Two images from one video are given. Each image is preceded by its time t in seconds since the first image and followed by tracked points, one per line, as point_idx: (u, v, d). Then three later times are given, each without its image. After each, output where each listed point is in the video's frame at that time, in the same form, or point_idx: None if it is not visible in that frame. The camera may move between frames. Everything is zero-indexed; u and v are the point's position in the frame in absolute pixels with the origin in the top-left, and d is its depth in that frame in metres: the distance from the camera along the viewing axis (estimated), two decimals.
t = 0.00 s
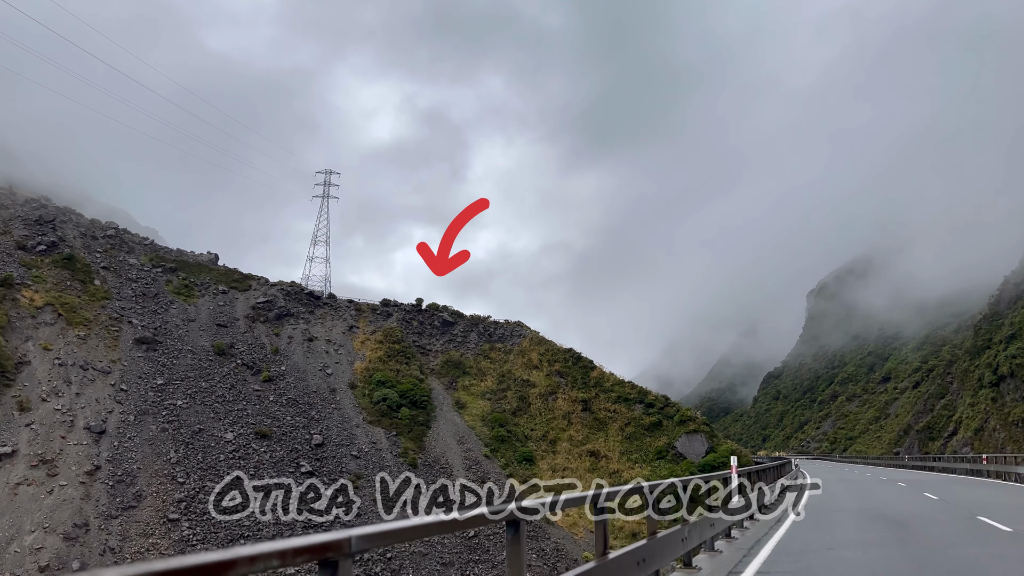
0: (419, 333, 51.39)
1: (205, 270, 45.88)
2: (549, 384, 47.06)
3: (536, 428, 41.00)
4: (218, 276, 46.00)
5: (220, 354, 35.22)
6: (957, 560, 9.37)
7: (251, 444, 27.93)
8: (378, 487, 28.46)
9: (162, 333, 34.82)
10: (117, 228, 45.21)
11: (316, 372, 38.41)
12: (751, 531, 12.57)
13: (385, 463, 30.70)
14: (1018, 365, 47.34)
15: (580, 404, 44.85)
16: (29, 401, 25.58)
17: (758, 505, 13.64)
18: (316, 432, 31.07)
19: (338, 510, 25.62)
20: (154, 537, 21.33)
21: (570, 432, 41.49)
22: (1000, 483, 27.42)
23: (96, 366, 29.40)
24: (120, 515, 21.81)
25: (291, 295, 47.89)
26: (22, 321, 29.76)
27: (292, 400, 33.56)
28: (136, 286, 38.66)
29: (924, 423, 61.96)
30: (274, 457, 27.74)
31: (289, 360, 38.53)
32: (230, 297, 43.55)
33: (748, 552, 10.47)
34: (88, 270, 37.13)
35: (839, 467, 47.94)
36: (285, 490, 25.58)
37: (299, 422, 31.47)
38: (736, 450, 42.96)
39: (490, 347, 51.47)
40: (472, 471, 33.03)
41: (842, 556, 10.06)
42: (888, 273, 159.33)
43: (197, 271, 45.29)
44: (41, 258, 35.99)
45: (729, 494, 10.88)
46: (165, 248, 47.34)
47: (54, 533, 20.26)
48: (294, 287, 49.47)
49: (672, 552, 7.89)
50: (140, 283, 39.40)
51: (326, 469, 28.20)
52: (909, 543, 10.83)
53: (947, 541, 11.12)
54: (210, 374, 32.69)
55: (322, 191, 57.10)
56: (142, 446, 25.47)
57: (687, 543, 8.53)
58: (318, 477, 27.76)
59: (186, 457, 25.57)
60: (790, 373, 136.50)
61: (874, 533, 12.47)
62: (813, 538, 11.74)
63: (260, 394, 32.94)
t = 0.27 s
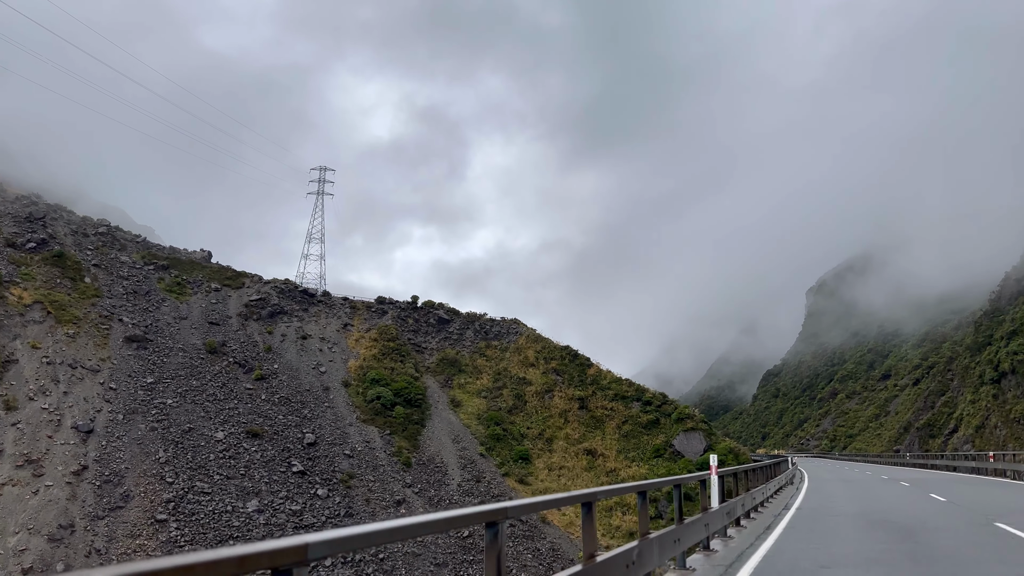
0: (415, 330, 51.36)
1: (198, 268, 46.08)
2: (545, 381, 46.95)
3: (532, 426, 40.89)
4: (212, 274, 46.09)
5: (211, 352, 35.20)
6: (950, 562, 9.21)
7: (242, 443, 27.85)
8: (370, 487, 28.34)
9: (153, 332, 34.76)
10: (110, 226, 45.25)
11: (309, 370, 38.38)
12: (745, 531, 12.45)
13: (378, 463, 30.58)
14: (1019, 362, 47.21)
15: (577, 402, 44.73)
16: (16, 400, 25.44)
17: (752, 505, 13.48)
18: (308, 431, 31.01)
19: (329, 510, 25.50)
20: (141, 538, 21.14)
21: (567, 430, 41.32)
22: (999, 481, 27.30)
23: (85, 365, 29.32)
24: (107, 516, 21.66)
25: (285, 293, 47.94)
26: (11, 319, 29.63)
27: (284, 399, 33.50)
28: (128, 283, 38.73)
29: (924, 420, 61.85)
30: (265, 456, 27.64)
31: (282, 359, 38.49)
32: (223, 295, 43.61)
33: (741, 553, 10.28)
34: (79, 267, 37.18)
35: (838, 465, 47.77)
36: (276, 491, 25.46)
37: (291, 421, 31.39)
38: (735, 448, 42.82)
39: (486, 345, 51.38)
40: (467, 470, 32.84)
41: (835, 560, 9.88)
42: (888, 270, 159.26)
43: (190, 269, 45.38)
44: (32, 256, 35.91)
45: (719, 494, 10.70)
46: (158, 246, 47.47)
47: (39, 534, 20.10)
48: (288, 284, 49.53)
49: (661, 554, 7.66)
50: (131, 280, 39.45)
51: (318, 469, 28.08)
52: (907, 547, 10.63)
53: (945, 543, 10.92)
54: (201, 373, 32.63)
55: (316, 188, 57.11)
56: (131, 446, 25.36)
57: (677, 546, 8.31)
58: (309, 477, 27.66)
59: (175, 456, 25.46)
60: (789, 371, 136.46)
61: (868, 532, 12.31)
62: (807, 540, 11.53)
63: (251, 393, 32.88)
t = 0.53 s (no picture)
0: (410, 327, 51.29)
1: (190, 265, 46.15)
2: (542, 379, 46.84)
3: (528, 424, 40.78)
4: (204, 272, 46.10)
5: (203, 350, 35.15)
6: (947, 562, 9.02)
7: (232, 442, 27.71)
8: (363, 486, 28.20)
9: (143, 330, 34.65)
10: (101, 224, 45.19)
11: (302, 367, 38.31)
12: (740, 531, 12.31)
13: (372, 462, 30.42)
14: (1020, 357, 47.09)
15: (574, 400, 44.61)
16: (2, 399, 25.28)
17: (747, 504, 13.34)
18: (301, 430, 30.91)
19: (321, 510, 25.32)
20: (128, 539, 20.95)
21: (564, 428, 41.17)
22: (999, 478, 27.17)
23: (73, 363, 29.20)
24: (94, 517, 21.48)
25: (278, 291, 47.96)
26: None
27: (276, 397, 33.39)
28: (119, 281, 38.73)
29: (924, 417, 61.78)
30: (256, 455, 27.50)
31: (275, 356, 38.43)
32: (215, 293, 43.56)
33: (735, 556, 9.98)
34: (69, 265, 37.16)
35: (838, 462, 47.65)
36: (267, 490, 25.31)
37: (283, 420, 31.26)
38: (733, 445, 42.71)
39: (482, 342, 51.28)
40: (462, 469, 32.65)
41: (838, 563, 9.60)
42: (888, 266, 159.18)
43: (182, 266, 45.38)
44: (21, 255, 35.84)
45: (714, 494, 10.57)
46: (150, 243, 47.50)
47: (23, 536, 19.90)
48: (281, 282, 49.56)
49: (651, 555, 7.29)
50: (122, 278, 39.45)
51: (310, 468, 27.93)
52: (907, 551, 10.42)
53: (945, 547, 10.73)
54: (192, 371, 32.51)
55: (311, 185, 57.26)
56: (119, 445, 25.23)
57: (670, 548, 7.96)
58: (301, 477, 27.50)
59: (164, 456, 25.30)
60: (789, 368, 136.44)
61: (864, 531, 12.15)
62: (803, 541, 11.32)
63: (242, 392, 32.78)
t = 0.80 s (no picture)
0: (405, 325, 51.22)
1: (182, 264, 46.15)
2: (538, 376, 46.73)
3: (524, 422, 40.65)
4: (196, 270, 46.09)
5: (194, 349, 35.09)
6: (943, 561, 8.87)
7: (223, 442, 27.60)
8: (356, 486, 28.08)
9: (133, 329, 34.57)
10: (93, 223, 45.16)
11: (294, 366, 38.24)
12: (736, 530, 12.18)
13: (365, 462, 30.29)
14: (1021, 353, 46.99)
15: (570, 398, 44.47)
16: None
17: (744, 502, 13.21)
18: (293, 429, 30.81)
19: (312, 511, 25.18)
20: (114, 541, 20.78)
21: (560, 427, 41.00)
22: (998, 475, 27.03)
23: (62, 363, 29.09)
24: (80, 519, 21.31)
25: (271, 289, 47.93)
26: None
27: (268, 396, 33.30)
28: (109, 280, 38.71)
29: (924, 414, 61.76)
30: (247, 455, 27.38)
31: (267, 355, 38.36)
32: (208, 291, 43.51)
33: (731, 557, 9.72)
34: (59, 264, 37.13)
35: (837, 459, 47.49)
36: (257, 491, 25.17)
37: (274, 420, 31.15)
38: (731, 443, 42.58)
39: (478, 340, 51.16)
40: (457, 468, 32.51)
41: (836, 558, 9.25)
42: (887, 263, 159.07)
43: (173, 265, 45.37)
44: (10, 253, 35.78)
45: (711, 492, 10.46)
46: (142, 241, 47.46)
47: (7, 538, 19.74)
48: (274, 280, 49.56)
49: (643, 559, 7.01)
50: (113, 277, 39.44)
51: (301, 469, 27.81)
52: (902, 544, 10.06)
53: (942, 539, 10.36)
54: (182, 370, 32.43)
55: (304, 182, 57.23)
56: (106, 445, 25.11)
57: (662, 550, 7.71)
58: (292, 477, 27.39)
59: (152, 455, 25.17)
60: (788, 365, 136.37)
61: (858, 528, 12.01)
62: (796, 538, 11.09)
63: (234, 391, 32.67)
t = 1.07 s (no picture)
0: (400, 323, 51.08)
1: (174, 262, 46.06)
2: (534, 374, 46.60)
3: (520, 421, 40.51)
4: (188, 268, 46.05)
5: (185, 348, 35.00)
6: (944, 561, 8.70)
7: (212, 442, 27.44)
8: (348, 487, 27.92)
9: (123, 328, 34.43)
10: (83, 221, 45.09)
11: (286, 365, 38.15)
12: (733, 528, 12.04)
13: (358, 462, 30.17)
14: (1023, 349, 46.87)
15: (567, 396, 44.34)
16: None
17: (742, 501, 13.05)
18: (284, 429, 30.67)
19: (304, 512, 25.00)
20: (100, 544, 20.50)
21: (557, 425, 40.87)
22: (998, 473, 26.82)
23: (49, 362, 28.91)
24: (65, 521, 21.06)
25: (263, 288, 47.87)
26: None
27: (259, 396, 33.19)
28: (99, 278, 38.62)
29: (925, 411, 61.67)
30: (237, 456, 27.23)
31: (260, 354, 38.24)
32: (200, 290, 43.46)
33: (727, 558, 9.39)
34: (47, 262, 37.03)
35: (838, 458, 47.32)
36: (247, 492, 25.00)
37: (266, 420, 30.99)
38: (730, 441, 42.42)
39: (473, 338, 51.04)
40: (452, 468, 32.33)
41: (838, 558, 9.06)
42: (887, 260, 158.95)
43: (164, 263, 45.31)
44: None
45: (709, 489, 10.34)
46: (133, 240, 47.37)
47: None
48: (267, 279, 49.51)
49: (644, 559, 6.80)
50: (103, 275, 39.38)
51: (293, 469, 27.67)
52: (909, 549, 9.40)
53: (948, 544, 9.74)
54: (171, 370, 32.29)
55: (298, 180, 57.20)
56: (93, 446, 24.92)
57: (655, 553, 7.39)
58: (283, 477, 27.24)
59: (139, 456, 24.96)
60: (787, 363, 136.29)
61: (856, 527, 11.85)
62: (792, 538, 10.80)
63: (225, 391, 32.53)
